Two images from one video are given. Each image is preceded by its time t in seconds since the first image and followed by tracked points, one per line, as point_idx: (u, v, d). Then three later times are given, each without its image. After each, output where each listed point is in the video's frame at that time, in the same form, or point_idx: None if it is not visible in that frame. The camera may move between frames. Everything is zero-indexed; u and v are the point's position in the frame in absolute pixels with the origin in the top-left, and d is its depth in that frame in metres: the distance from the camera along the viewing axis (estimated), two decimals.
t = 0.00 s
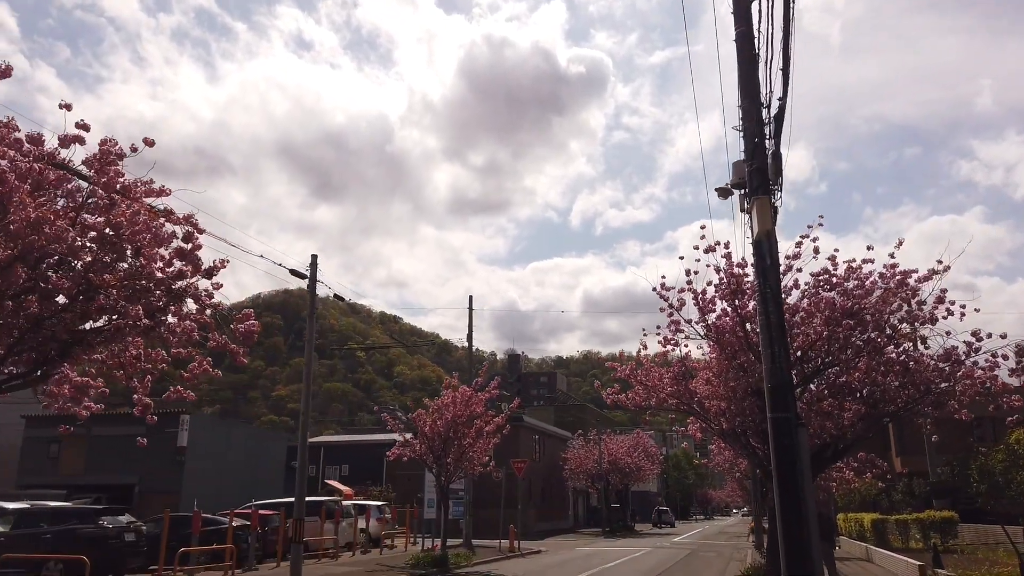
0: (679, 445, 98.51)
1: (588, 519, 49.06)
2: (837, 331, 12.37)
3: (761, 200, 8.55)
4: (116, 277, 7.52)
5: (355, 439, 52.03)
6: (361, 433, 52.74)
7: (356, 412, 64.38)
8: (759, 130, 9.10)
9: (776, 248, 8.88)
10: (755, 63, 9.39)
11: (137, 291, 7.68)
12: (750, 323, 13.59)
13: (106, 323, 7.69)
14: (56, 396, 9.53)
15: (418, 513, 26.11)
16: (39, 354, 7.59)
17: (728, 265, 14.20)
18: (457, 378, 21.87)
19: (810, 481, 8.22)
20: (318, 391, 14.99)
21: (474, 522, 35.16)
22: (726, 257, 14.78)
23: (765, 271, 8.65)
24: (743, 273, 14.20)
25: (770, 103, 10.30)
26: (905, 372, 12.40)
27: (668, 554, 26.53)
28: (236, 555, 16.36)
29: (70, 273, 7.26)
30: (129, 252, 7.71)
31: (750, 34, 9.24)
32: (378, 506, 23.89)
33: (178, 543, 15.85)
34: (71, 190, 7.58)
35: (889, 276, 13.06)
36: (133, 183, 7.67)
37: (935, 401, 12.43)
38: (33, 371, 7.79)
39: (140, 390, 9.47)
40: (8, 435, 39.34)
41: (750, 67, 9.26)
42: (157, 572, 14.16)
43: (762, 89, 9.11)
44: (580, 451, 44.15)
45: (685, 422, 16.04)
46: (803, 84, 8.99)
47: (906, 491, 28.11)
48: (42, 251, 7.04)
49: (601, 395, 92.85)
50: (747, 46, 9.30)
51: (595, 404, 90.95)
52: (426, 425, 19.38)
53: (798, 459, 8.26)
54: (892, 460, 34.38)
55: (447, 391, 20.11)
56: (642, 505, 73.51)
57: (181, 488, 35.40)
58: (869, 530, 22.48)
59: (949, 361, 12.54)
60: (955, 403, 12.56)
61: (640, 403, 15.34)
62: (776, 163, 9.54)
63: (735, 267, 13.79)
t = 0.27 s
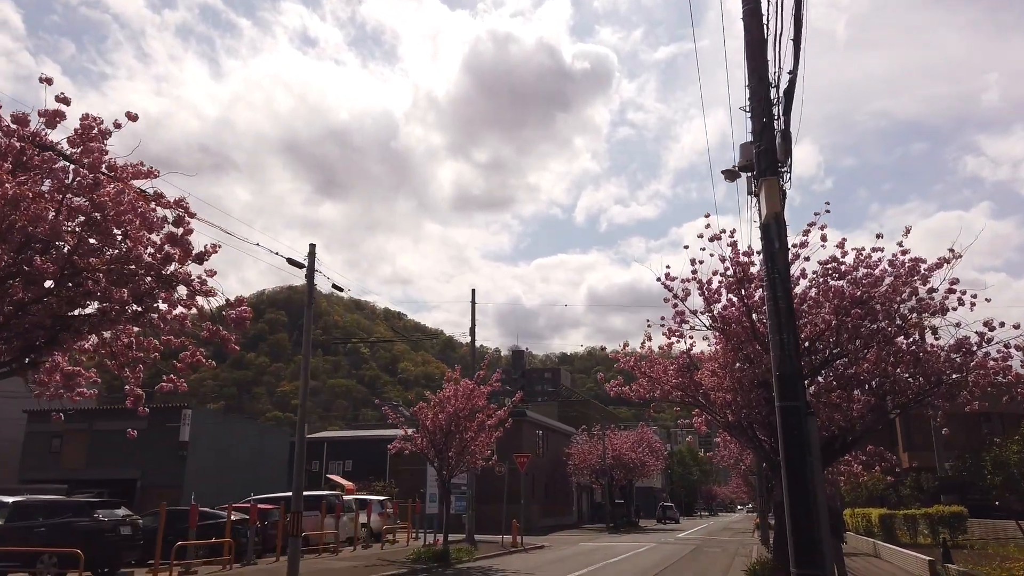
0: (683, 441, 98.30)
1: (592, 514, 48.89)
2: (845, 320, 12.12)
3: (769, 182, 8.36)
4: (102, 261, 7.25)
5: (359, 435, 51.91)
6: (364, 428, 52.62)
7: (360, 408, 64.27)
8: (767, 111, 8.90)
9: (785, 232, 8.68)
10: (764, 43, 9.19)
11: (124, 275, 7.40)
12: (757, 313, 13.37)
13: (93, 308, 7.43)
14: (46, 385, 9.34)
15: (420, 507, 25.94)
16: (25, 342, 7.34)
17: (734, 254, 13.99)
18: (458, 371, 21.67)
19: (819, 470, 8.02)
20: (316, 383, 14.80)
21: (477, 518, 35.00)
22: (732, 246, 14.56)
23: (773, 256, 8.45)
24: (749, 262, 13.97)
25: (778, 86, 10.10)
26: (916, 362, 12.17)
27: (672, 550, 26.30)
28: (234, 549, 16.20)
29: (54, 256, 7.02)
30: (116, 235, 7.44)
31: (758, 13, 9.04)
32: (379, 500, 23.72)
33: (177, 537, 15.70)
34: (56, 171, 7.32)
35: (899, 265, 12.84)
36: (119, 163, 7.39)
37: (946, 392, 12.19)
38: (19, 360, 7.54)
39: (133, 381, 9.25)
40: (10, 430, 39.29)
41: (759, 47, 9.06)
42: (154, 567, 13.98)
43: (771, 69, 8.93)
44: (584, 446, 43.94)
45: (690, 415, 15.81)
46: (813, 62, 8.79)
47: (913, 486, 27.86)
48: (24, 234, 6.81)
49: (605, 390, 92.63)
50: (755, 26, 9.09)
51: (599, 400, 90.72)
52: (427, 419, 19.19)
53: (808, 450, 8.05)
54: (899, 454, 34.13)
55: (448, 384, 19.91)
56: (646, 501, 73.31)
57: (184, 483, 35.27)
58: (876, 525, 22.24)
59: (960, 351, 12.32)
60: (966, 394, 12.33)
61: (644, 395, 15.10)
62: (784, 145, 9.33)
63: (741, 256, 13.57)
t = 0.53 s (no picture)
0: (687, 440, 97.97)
1: (595, 513, 48.62)
2: (852, 316, 11.81)
3: (774, 168, 8.14)
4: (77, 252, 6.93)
5: (361, 433, 51.69)
6: (366, 426, 52.40)
7: (362, 406, 64.04)
8: (771, 97, 8.72)
9: (790, 221, 8.45)
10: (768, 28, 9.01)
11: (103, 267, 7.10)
12: (761, 309, 13.11)
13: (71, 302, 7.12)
14: (30, 380, 9.03)
15: (420, 507, 25.69)
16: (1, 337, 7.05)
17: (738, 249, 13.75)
18: (458, 369, 21.39)
19: (826, 468, 7.74)
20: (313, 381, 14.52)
21: (478, 517, 34.77)
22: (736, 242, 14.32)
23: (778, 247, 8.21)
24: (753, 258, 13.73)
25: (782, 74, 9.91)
26: (924, 359, 11.88)
27: (675, 549, 26.00)
28: (228, 548, 15.94)
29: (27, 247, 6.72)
30: (94, 225, 7.12)
31: None
32: (379, 500, 23.47)
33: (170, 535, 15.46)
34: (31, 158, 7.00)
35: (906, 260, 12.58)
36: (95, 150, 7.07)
37: (956, 390, 11.88)
38: None
39: (119, 375, 9.00)
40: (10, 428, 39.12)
41: (763, 33, 8.87)
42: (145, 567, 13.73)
43: (775, 54, 8.75)
44: (587, 445, 43.67)
45: (693, 415, 15.50)
46: (818, 48, 8.61)
47: (919, 486, 27.52)
48: None
49: (608, 389, 92.31)
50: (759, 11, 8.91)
51: (603, 398, 90.42)
52: (426, 417, 18.92)
53: (814, 449, 7.78)
54: (904, 453, 33.80)
55: (447, 382, 19.64)
56: (650, 500, 72.99)
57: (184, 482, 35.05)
58: (883, 526, 21.93)
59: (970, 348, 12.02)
60: (977, 392, 12.02)
61: (646, 393, 14.81)
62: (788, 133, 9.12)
63: (746, 250, 13.32)
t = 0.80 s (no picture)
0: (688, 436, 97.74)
1: (597, 510, 48.40)
2: (855, 306, 11.58)
3: (775, 148, 7.98)
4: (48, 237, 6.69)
5: (361, 430, 51.49)
6: (366, 423, 52.21)
7: (363, 404, 63.86)
8: (772, 78, 8.61)
9: (791, 204, 8.28)
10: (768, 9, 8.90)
11: (77, 252, 6.84)
12: (763, 301, 12.89)
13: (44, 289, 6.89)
14: (13, 372, 8.81)
15: (418, 504, 25.47)
16: None
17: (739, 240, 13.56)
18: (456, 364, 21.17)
19: (829, 460, 7.51)
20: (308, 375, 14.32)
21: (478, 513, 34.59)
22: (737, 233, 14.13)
23: (779, 232, 8.01)
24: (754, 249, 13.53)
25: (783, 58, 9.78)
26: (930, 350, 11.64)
27: (675, 546, 25.79)
28: (221, 545, 15.74)
29: None
30: (67, 208, 6.88)
31: None
32: (377, 496, 23.25)
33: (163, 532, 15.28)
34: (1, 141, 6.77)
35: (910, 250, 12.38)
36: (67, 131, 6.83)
37: (962, 382, 11.63)
38: None
39: (105, 366, 8.79)
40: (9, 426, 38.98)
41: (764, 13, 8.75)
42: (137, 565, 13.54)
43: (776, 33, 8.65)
44: (588, 441, 43.45)
45: (693, 410, 15.25)
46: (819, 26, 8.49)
47: (923, 482, 27.25)
48: None
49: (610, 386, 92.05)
50: None
51: (605, 395, 90.14)
52: (423, 412, 18.70)
53: (816, 440, 7.54)
54: (908, 448, 33.56)
55: (444, 377, 19.43)
56: (652, 497, 72.76)
57: (184, 479, 34.84)
58: (886, 522, 21.68)
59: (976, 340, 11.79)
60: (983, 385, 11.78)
61: (646, 387, 14.57)
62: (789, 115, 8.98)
63: (747, 241, 13.13)
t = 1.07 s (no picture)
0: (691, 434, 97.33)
1: (598, 508, 48.13)
2: (861, 301, 11.32)
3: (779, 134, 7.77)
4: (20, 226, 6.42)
5: (362, 428, 51.25)
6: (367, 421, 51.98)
7: (364, 402, 63.62)
8: (774, 62, 8.45)
9: (796, 193, 8.06)
10: None
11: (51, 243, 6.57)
12: (766, 295, 12.63)
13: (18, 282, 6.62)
14: None
15: (418, 502, 25.22)
16: None
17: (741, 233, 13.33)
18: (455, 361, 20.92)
19: (836, 458, 7.23)
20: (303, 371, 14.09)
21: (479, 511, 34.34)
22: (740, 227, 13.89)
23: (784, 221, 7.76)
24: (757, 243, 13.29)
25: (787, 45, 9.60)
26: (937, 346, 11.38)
27: (677, 545, 25.50)
28: (216, 545, 15.50)
29: None
30: (40, 197, 6.62)
31: None
32: (376, 495, 23.01)
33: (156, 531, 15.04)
34: None
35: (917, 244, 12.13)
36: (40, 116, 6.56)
37: (970, 379, 11.36)
38: None
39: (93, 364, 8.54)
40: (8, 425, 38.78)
41: None
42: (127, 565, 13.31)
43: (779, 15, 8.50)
44: (590, 439, 43.15)
45: (695, 408, 14.97)
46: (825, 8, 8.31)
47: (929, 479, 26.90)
48: None
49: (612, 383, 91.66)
50: None
51: (607, 393, 89.78)
52: (421, 409, 18.46)
53: (822, 438, 7.27)
54: (913, 444, 33.19)
55: (443, 374, 19.18)
56: (654, 495, 72.43)
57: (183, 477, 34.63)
58: (892, 520, 21.38)
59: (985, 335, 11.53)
60: (992, 382, 11.49)
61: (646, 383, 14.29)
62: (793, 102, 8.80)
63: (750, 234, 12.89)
